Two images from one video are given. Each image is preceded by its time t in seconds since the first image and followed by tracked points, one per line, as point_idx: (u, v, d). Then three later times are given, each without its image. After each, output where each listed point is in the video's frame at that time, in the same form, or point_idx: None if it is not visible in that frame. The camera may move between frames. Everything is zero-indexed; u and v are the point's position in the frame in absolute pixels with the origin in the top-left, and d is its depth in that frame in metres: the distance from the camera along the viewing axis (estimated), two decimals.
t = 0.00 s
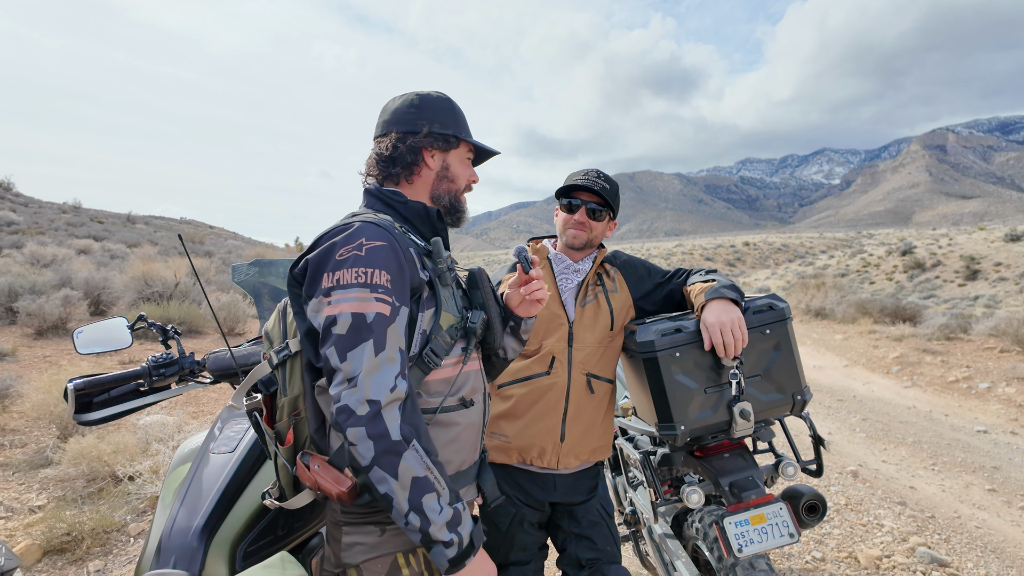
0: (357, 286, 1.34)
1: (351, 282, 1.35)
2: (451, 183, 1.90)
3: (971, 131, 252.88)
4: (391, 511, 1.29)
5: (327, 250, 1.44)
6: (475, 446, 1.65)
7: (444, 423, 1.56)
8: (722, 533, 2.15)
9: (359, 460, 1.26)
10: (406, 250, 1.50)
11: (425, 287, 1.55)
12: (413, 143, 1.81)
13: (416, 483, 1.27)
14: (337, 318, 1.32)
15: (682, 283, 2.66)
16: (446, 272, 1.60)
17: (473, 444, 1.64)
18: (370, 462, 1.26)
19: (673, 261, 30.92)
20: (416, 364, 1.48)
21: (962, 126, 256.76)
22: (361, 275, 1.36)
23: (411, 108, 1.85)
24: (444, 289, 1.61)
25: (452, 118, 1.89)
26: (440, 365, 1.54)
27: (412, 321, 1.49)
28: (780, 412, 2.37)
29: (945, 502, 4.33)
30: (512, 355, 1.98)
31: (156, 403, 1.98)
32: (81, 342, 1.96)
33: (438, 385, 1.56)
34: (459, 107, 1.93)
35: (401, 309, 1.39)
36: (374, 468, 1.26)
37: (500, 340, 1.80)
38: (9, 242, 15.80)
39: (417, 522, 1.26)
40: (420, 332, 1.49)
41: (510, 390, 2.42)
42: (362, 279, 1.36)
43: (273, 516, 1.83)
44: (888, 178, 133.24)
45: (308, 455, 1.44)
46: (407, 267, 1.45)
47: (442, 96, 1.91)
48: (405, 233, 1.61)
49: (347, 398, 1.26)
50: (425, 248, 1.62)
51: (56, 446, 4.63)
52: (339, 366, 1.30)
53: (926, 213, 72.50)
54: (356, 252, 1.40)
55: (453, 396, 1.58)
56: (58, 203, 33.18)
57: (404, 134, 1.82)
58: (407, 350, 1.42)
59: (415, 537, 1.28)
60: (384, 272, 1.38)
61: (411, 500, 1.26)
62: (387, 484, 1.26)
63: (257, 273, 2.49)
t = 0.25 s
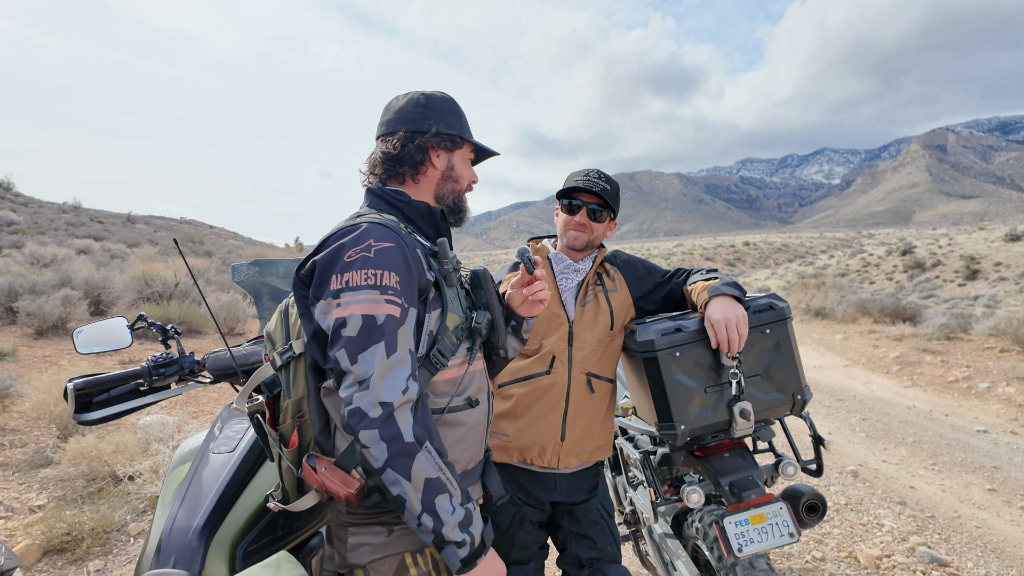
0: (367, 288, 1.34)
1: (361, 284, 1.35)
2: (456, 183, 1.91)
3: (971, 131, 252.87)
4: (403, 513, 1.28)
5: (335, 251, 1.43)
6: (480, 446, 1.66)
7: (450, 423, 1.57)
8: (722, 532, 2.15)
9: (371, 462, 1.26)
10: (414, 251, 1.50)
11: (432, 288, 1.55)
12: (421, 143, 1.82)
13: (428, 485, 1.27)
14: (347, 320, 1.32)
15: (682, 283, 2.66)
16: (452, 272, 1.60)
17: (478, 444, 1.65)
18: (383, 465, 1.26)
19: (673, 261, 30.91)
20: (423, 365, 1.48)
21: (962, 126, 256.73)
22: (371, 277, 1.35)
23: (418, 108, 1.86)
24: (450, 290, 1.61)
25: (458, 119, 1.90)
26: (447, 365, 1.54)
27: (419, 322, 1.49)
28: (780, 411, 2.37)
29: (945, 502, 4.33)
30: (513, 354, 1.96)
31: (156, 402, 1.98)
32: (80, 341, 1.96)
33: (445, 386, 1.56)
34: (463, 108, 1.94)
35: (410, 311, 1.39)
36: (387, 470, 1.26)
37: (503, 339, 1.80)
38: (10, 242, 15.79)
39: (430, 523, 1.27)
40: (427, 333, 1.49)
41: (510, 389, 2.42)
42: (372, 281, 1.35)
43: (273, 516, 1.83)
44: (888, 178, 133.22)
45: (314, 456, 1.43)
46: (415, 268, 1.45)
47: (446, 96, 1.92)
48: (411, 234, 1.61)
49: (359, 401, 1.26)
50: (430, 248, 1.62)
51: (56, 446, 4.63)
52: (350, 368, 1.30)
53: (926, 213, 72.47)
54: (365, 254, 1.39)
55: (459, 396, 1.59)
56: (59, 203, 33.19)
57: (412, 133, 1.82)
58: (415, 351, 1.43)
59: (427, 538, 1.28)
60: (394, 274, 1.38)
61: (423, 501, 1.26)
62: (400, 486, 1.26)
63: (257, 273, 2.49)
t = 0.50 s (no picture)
0: (367, 285, 1.34)
1: (361, 281, 1.34)
2: (450, 180, 1.89)
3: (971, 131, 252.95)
4: (405, 511, 1.28)
5: (335, 249, 1.42)
6: (481, 446, 1.66)
7: (451, 423, 1.57)
8: (721, 532, 2.15)
9: (372, 461, 1.26)
10: (415, 250, 1.49)
11: (432, 287, 1.55)
12: (410, 140, 1.82)
13: (430, 483, 1.27)
14: (348, 317, 1.31)
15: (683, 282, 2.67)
16: (452, 271, 1.60)
17: (479, 444, 1.65)
18: (384, 463, 1.25)
19: (673, 261, 30.91)
20: (424, 363, 1.48)
21: (961, 126, 256.79)
22: (372, 275, 1.35)
23: (408, 107, 1.86)
24: (450, 289, 1.61)
25: (449, 114, 1.88)
26: (448, 364, 1.54)
27: (419, 320, 1.49)
28: (779, 411, 2.37)
29: (945, 502, 4.33)
30: (514, 354, 1.96)
31: (156, 402, 1.98)
32: (79, 341, 1.95)
33: (445, 385, 1.56)
34: (457, 103, 1.92)
35: (411, 309, 1.39)
36: (389, 469, 1.25)
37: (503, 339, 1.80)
38: (9, 242, 15.78)
39: (432, 522, 1.26)
40: (428, 332, 1.49)
41: (510, 389, 2.42)
42: (373, 278, 1.35)
43: (272, 516, 1.84)
44: (888, 178, 133.22)
45: (314, 455, 1.44)
46: (415, 266, 1.45)
47: (442, 94, 1.91)
48: (412, 233, 1.61)
49: (360, 399, 1.26)
50: (430, 247, 1.62)
51: (55, 446, 4.63)
52: (351, 366, 1.30)
53: (926, 212, 72.47)
54: (365, 251, 1.39)
55: (459, 395, 1.59)
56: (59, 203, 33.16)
57: (402, 132, 1.82)
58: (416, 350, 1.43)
59: (429, 537, 1.28)
60: (395, 271, 1.38)
61: (425, 500, 1.26)
62: (402, 484, 1.26)
63: (256, 272, 2.48)
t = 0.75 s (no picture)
0: (349, 283, 1.34)
1: (343, 279, 1.35)
2: (432, 175, 1.87)
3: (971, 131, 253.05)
4: (384, 510, 1.27)
5: (321, 248, 1.44)
6: (475, 446, 1.65)
7: (441, 423, 1.56)
8: (720, 531, 2.14)
9: (351, 458, 1.25)
10: (402, 247, 1.49)
11: (422, 285, 1.54)
12: (390, 139, 1.85)
13: (409, 482, 1.26)
14: (330, 315, 1.32)
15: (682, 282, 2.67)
16: (443, 269, 1.60)
17: (472, 445, 1.64)
18: (362, 461, 1.25)
19: (673, 261, 30.91)
20: (412, 362, 1.47)
21: (961, 126, 256.87)
22: (354, 272, 1.35)
23: (391, 106, 1.88)
24: (442, 287, 1.61)
25: (430, 108, 1.86)
26: (437, 363, 1.53)
27: (408, 318, 1.48)
28: (779, 411, 2.38)
29: (944, 501, 4.34)
30: (517, 355, 1.99)
31: (155, 401, 1.98)
32: (78, 341, 1.95)
33: (436, 384, 1.56)
34: (442, 96, 1.89)
35: (395, 306, 1.38)
36: (366, 467, 1.25)
37: (501, 338, 1.79)
38: (9, 242, 15.77)
39: (411, 522, 1.25)
40: (416, 330, 1.48)
41: (509, 389, 2.42)
42: (355, 276, 1.35)
43: (272, 515, 1.84)
44: (888, 178, 133.25)
45: (304, 451, 1.42)
46: (401, 264, 1.45)
47: (430, 89, 1.90)
48: (402, 230, 1.61)
49: (338, 396, 1.26)
50: (422, 245, 1.61)
51: (55, 446, 4.63)
52: (332, 363, 1.30)
53: (926, 212, 72.48)
54: (349, 249, 1.40)
55: (451, 395, 1.58)
56: (58, 202, 33.14)
57: (383, 133, 1.86)
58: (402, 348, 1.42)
59: (409, 536, 1.27)
60: (378, 268, 1.38)
61: (404, 499, 1.25)
62: (380, 482, 1.25)
63: (255, 272, 2.48)
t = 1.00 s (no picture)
0: (324, 279, 1.36)
1: (320, 275, 1.37)
2: (423, 173, 1.88)
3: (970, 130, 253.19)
4: (347, 508, 1.28)
5: (305, 245, 1.47)
6: (462, 450, 1.63)
7: (424, 424, 1.54)
8: (720, 531, 2.15)
9: (314, 454, 1.27)
10: (384, 245, 1.50)
11: (407, 283, 1.54)
12: (384, 140, 1.90)
13: (368, 482, 1.25)
14: (305, 311, 1.34)
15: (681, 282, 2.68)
16: (430, 267, 1.59)
17: (458, 447, 1.61)
18: (323, 457, 1.26)
19: (673, 260, 30.92)
20: (393, 361, 1.47)
21: (960, 126, 257.00)
22: (330, 269, 1.37)
23: (386, 105, 1.91)
24: (429, 286, 1.60)
25: (420, 106, 1.85)
26: (421, 363, 1.52)
27: (389, 316, 1.49)
28: (778, 410, 2.38)
29: (943, 501, 4.34)
30: (522, 358, 1.99)
31: (154, 401, 1.98)
32: (77, 341, 1.95)
33: (421, 384, 1.54)
34: (435, 93, 1.88)
35: (372, 303, 1.39)
36: (327, 464, 1.25)
37: (497, 339, 1.76)
38: (8, 241, 15.76)
39: (369, 522, 1.24)
40: (397, 329, 1.48)
41: (509, 389, 2.42)
42: (331, 272, 1.37)
43: (272, 513, 1.84)
44: (887, 177, 133.30)
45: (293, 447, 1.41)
46: (381, 261, 1.45)
47: (423, 86, 1.89)
48: (390, 228, 1.63)
49: (304, 391, 1.28)
50: (410, 243, 1.62)
51: (54, 445, 4.63)
52: (304, 358, 1.32)
53: (925, 212, 72.50)
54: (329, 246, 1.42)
55: (435, 396, 1.56)
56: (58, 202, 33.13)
57: (379, 133, 1.92)
58: (379, 346, 1.42)
59: (370, 537, 1.26)
60: (354, 265, 1.39)
61: (362, 499, 1.25)
62: (341, 480, 1.25)
63: (254, 271, 2.48)
